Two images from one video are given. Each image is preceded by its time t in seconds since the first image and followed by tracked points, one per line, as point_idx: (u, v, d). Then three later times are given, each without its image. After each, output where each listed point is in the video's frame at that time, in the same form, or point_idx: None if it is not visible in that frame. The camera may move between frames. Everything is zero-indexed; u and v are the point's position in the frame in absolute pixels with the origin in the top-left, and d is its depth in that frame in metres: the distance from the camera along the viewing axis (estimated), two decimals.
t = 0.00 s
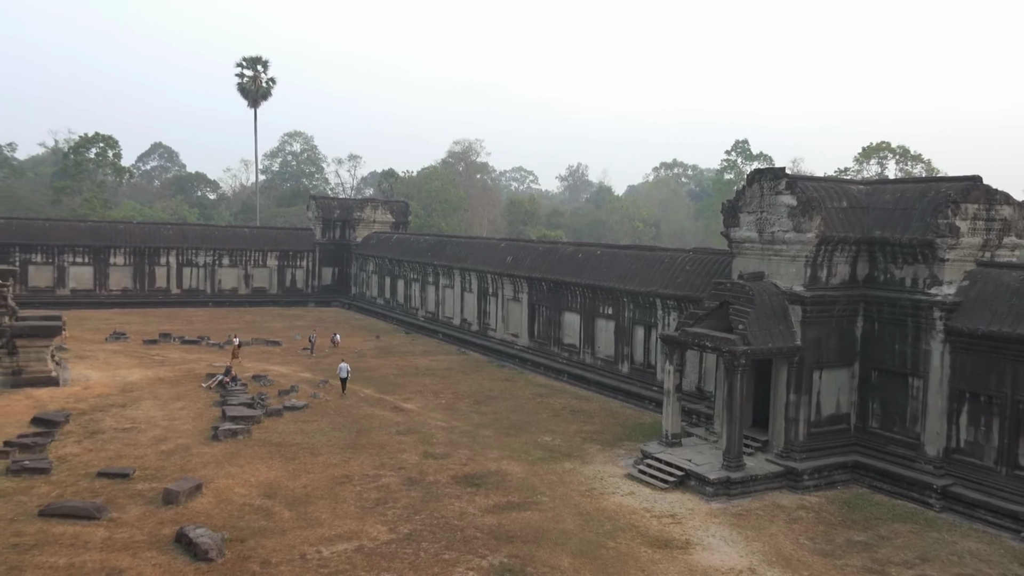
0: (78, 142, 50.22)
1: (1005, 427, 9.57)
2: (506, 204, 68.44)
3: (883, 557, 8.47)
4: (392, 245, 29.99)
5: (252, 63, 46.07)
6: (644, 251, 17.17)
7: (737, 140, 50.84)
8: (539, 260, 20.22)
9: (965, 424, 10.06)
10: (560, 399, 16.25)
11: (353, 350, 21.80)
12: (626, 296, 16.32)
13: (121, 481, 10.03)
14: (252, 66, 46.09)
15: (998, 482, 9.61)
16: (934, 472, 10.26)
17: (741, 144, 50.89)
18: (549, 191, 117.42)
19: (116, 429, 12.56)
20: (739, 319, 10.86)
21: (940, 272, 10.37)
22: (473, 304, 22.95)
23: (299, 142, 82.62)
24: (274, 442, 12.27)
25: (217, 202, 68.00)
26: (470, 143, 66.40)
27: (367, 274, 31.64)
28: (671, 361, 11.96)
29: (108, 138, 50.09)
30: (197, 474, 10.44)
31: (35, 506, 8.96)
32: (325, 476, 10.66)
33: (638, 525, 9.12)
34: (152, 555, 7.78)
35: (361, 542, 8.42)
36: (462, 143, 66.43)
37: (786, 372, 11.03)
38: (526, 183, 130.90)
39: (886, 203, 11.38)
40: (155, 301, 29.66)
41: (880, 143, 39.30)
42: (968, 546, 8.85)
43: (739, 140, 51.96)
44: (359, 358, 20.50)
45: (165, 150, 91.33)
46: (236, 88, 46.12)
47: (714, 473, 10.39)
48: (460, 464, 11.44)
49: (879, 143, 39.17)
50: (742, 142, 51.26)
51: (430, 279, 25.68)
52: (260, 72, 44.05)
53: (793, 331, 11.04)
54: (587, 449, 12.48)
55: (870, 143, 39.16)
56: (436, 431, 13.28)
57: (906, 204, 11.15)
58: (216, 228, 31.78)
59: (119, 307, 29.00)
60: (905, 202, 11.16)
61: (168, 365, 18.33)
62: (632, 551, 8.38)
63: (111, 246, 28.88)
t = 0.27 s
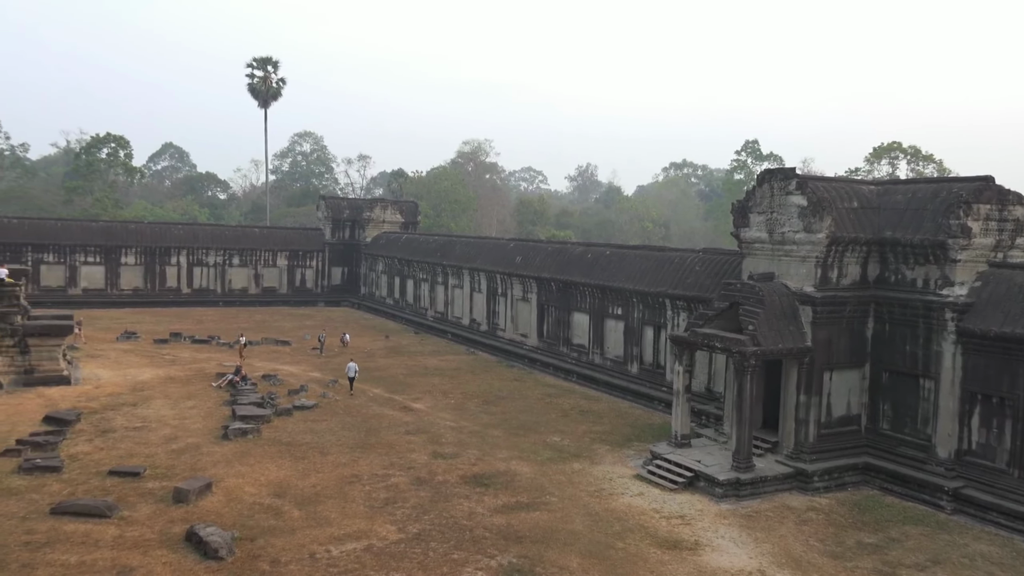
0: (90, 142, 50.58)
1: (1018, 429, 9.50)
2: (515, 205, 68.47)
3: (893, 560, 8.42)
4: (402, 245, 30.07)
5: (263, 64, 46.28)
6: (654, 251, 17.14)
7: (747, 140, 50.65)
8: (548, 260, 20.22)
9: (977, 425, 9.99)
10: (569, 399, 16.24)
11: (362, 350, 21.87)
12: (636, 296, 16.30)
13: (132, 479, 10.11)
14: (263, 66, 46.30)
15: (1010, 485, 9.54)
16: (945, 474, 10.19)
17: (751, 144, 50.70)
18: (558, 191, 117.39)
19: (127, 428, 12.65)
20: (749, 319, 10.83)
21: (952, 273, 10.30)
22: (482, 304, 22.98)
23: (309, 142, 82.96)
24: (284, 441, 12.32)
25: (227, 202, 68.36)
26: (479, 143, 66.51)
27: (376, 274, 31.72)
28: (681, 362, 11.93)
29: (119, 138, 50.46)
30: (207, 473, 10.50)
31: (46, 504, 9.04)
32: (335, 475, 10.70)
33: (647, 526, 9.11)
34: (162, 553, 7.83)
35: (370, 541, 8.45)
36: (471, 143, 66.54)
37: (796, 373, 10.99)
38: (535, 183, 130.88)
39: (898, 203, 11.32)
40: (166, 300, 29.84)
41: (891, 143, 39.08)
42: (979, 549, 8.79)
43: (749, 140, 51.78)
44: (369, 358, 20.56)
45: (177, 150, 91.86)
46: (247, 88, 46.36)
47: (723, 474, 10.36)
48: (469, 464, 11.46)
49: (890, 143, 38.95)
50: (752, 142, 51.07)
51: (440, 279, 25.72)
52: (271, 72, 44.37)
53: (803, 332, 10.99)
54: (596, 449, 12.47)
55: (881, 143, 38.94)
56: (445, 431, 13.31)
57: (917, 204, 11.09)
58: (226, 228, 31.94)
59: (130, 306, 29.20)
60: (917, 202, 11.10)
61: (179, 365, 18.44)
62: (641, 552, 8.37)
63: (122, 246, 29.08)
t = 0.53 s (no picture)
0: (102, 142, 50.96)
1: None
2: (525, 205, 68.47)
3: (905, 562, 8.38)
4: (412, 245, 30.14)
5: (274, 64, 46.49)
6: (664, 251, 17.11)
7: (757, 140, 50.44)
8: (558, 261, 20.22)
9: (990, 427, 9.91)
10: (579, 400, 16.23)
11: (372, 350, 21.93)
12: (646, 296, 16.27)
13: (143, 478, 10.19)
14: (274, 66, 46.51)
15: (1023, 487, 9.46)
16: (958, 476, 10.12)
17: (762, 144, 50.48)
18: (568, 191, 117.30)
19: (139, 426, 12.75)
20: (759, 320, 10.79)
21: (965, 274, 10.23)
22: (492, 304, 23.00)
23: (320, 143, 83.29)
24: (294, 440, 12.38)
25: (238, 202, 68.75)
26: (489, 143, 66.59)
27: (386, 274, 31.81)
28: (691, 363, 11.90)
29: (131, 139, 50.84)
30: (218, 472, 10.57)
31: (59, 502, 9.12)
32: (345, 475, 10.74)
33: (657, 527, 9.10)
34: (173, 551, 7.89)
35: (380, 541, 8.48)
36: (481, 143, 66.62)
37: (807, 374, 10.94)
38: (545, 183, 130.84)
39: (910, 203, 11.25)
40: (177, 300, 30.04)
41: (903, 143, 38.81)
42: (992, 551, 8.73)
43: (759, 140, 51.60)
44: (379, 357, 20.62)
45: (188, 150, 92.42)
46: (258, 88, 46.59)
47: (734, 475, 10.33)
48: (479, 464, 11.48)
49: (902, 143, 38.69)
50: (763, 142, 50.84)
51: (449, 279, 25.77)
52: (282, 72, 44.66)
53: (814, 333, 10.94)
54: (606, 450, 12.46)
55: (893, 143, 38.69)
56: (455, 431, 13.33)
57: (930, 205, 11.02)
58: (237, 227, 32.11)
59: (141, 305, 29.41)
60: (929, 202, 11.03)
61: (190, 364, 18.56)
62: (651, 553, 8.37)
63: (134, 246, 29.30)
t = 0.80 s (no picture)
0: (115, 142, 51.36)
1: None
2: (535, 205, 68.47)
3: (917, 565, 8.33)
4: (422, 246, 30.21)
5: (286, 65, 46.73)
6: (675, 252, 17.08)
7: (769, 140, 50.19)
8: (569, 261, 20.21)
9: (1004, 429, 9.83)
10: (589, 400, 16.22)
11: (383, 350, 22.00)
12: (657, 297, 16.23)
13: (155, 476, 10.27)
14: (286, 67, 46.74)
15: None
16: (971, 478, 10.05)
17: (774, 144, 50.25)
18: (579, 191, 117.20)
19: (151, 425, 12.85)
20: (771, 321, 10.75)
21: (978, 275, 10.16)
22: (502, 304, 23.01)
23: (331, 143, 83.64)
24: (305, 440, 12.45)
25: (249, 202, 69.13)
26: (500, 143, 66.64)
27: (397, 274, 31.89)
28: (702, 363, 11.87)
29: (144, 139, 51.24)
30: (229, 471, 10.64)
31: (72, 500, 9.21)
32: (355, 474, 10.79)
33: (667, 528, 9.08)
34: (184, 550, 7.95)
35: (390, 540, 8.51)
36: (492, 143, 66.69)
37: (819, 375, 10.89)
38: (556, 183, 130.76)
39: (923, 204, 11.18)
40: (189, 300, 30.25)
41: (916, 143, 38.54)
42: (1006, 555, 8.66)
43: (771, 140, 51.36)
44: (389, 357, 20.68)
45: (200, 151, 92.99)
46: (270, 89, 46.85)
47: (745, 476, 10.29)
48: (489, 464, 11.50)
49: (915, 143, 38.41)
50: (774, 142, 50.61)
51: (460, 279, 25.81)
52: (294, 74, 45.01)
53: (826, 334, 10.89)
54: (616, 450, 12.45)
55: (906, 143, 38.42)
56: (465, 431, 13.36)
57: (943, 205, 10.94)
58: (249, 228, 32.30)
59: (154, 305, 29.63)
60: (942, 203, 10.95)
61: (201, 363, 18.68)
62: (661, 554, 8.35)
63: (147, 245, 29.53)
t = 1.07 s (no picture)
0: (128, 143, 51.76)
1: None
2: (546, 205, 68.42)
3: (930, 567, 8.27)
4: (433, 246, 30.27)
5: (297, 65, 46.95)
6: (687, 252, 17.03)
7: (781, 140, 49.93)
8: (579, 261, 20.21)
9: (1019, 432, 9.75)
10: (600, 401, 16.20)
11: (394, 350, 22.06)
12: (668, 297, 16.20)
13: (168, 475, 10.35)
14: (298, 67, 46.96)
15: None
16: (985, 481, 9.97)
17: (786, 144, 49.97)
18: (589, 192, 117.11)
19: (163, 424, 12.95)
20: (783, 322, 10.70)
21: (993, 276, 10.07)
22: (513, 304, 23.02)
23: (342, 143, 83.98)
24: (316, 439, 12.51)
25: (261, 202, 69.53)
26: (511, 144, 66.66)
27: (408, 274, 31.96)
28: (713, 364, 11.83)
29: (157, 139, 51.63)
30: (241, 470, 10.71)
31: (85, 498, 9.30)
32: (366, 474, 10.83)
33: (678, 529, 9.07)
34: (196, 548, 8.01)
35: (401, 540, 8.54)
36: (503, 144, 66.72)
37: (831, 376, 10.83)
38: (567, 183, 130.67)
39: (937, 204, 11.09)
40: (201, 299, 30.44)
41: (930, 143, 38.22)
42: (1020, 558, 8.58)
43: (783, 140, 51.08)
44: (400, 357, 20.74)
45: (212, 151, 93.56)
46: (282, 90, 47.09)
47: (756, 478, 10.25)
48: (500, 464, 11.52)
49: (929, 143, 38.10)
50: (787, 142, 50.33)
51: (471, 279, 25.83)
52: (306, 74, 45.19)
53: (839, 335, 10.83)
54: (627, 451, 12.44)
55: (919, 143, 38.12)
56: (476, 431, 13.38)
57: (958, 205, 10.85)
58: (260, 228, 32.48)
59: (166, 305, 29.84)
60: (956, 203, 10.87)
61: (213, 363, 18.80)
62: (672, 555, 8.34)
63: (159, 246, 29.75)
